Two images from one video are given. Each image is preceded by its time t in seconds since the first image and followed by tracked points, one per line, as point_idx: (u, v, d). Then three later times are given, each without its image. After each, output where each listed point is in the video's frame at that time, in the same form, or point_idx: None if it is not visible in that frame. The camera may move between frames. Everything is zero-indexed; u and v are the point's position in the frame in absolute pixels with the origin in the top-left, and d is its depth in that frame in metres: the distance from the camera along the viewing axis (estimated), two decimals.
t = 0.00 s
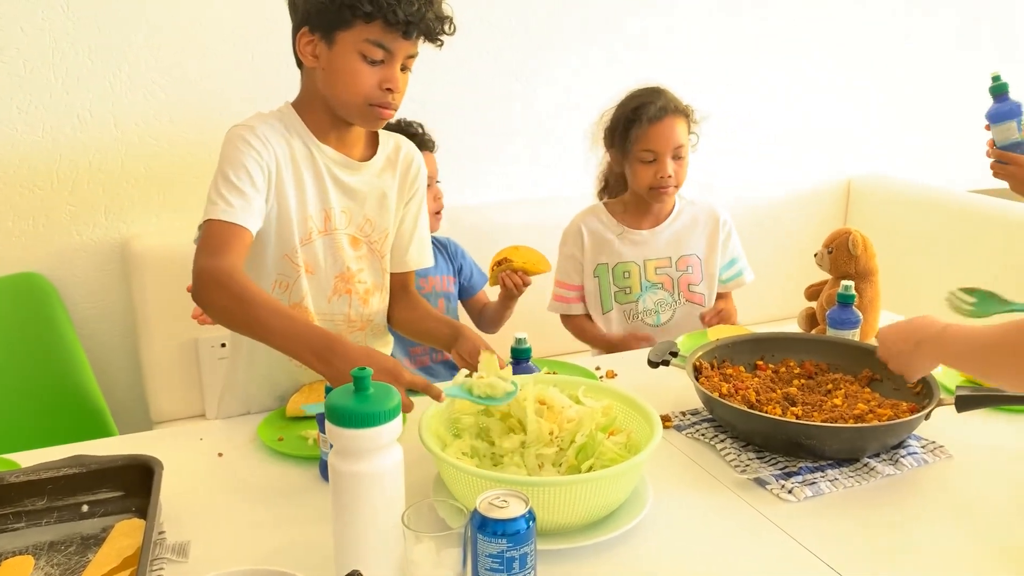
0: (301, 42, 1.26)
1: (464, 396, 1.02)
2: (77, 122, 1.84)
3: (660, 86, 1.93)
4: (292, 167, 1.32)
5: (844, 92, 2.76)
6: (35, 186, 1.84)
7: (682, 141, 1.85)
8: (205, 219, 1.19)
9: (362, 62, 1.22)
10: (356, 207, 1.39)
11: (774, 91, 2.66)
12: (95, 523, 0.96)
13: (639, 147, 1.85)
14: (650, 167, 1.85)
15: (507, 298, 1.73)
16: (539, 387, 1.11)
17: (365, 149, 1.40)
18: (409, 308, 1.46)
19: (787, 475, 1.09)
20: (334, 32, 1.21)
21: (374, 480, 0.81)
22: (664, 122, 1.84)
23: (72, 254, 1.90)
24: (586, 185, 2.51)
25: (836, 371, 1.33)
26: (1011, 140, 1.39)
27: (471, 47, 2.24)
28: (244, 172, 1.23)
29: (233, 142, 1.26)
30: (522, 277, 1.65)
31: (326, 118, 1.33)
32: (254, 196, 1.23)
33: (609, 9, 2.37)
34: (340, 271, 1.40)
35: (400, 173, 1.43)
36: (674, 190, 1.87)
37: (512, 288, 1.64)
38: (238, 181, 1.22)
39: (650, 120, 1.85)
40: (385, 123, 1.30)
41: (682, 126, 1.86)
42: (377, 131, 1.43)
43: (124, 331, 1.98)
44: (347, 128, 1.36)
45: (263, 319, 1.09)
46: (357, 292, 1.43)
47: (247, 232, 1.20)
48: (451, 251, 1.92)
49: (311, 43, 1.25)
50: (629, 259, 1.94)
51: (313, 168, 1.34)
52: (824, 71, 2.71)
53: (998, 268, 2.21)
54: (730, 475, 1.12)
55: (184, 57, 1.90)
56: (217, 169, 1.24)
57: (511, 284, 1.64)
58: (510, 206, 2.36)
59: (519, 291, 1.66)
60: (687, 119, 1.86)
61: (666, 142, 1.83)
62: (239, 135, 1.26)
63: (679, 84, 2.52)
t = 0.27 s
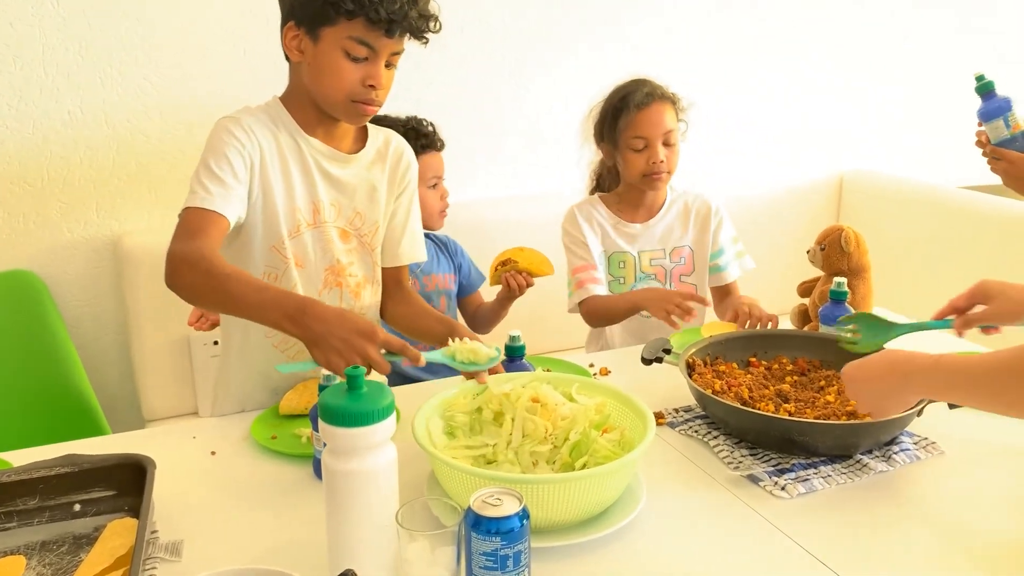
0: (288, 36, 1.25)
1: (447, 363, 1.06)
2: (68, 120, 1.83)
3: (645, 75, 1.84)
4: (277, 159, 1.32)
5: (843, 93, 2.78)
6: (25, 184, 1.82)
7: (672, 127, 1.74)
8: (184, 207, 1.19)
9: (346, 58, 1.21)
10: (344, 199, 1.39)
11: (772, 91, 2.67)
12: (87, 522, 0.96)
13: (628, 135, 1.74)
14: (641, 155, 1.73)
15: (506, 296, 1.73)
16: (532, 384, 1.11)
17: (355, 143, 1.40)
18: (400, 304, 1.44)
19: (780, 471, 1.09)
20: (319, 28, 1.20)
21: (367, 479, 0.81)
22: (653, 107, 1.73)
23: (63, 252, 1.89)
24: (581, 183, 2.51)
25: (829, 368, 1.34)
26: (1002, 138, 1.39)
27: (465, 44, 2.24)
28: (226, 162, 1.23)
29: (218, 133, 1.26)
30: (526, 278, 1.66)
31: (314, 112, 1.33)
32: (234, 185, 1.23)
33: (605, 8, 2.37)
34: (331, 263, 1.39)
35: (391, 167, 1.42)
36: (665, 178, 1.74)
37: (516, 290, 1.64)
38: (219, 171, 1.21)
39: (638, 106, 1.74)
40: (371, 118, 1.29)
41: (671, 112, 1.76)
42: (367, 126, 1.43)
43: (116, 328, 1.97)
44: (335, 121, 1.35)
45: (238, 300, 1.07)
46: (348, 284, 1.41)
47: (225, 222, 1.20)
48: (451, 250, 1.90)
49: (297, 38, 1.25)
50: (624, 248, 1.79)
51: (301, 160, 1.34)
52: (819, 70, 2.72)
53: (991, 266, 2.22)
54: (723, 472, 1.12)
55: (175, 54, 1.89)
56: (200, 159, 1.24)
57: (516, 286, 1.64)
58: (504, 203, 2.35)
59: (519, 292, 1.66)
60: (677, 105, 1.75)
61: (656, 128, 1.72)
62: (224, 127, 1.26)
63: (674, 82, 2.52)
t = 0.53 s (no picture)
0: (276, 27, 1.25)
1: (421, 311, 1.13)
2: (61, 113, 1.82)
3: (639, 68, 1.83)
4: (262, 141, 1.31)
5: (842, 94, 2.80)
6: (17, 178, 1.81)
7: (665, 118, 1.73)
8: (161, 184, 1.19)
9: (325, 62, 1.20)
10: (333, 187, 1.38)
11: (771, 92, 2.69)
12: (79, 517, 0.96)
13: (623, 127, 1.73)
14: (635, 147, 1.72)
15: (501, 290, 1.73)
16: (526, 379, 1.11)
17: (346, 131, 1.39)
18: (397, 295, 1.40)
19: (773, 466, 1.09)
20: (302, 28, 1.20)
21: (360, 473, 0.80)
22: (646, 99, 1.72)
23: (54, 246, 1.88)
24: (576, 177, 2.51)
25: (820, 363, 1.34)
26: (996, 132, 1.39)
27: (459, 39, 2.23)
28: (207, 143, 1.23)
29: (202, 117, 1.27)
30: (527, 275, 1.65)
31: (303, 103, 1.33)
32: (215, 165, 1.23)
33: (603, 6, 2.38)
34: (322, 249, 1.38)
35: (381, 157, 1.41)
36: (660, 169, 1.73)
37: (517, 286, 1.63)
38: (198, 151, 1.22)
39: (631, 98, 1.73)
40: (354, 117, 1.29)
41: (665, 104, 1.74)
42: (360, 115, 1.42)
43: (108, 322, 1.96)
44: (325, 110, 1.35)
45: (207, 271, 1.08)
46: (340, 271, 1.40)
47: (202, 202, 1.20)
48: (448, 246, 1.89)
49: (284, 30, 1.24)
50: (623, 240, 1.78)
51: (289, 144, 1.33)
52: (816, 68, 2.73)
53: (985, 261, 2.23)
54: (716, 466, 1.13)
55: (168, 47, 1.87)
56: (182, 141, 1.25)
57: (517, 282, 1.64)
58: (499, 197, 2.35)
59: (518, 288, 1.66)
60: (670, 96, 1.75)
61: (649, 120, 1.71)
62: (211, 111, 1.27)
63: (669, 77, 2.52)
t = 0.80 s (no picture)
0: (283, 16, 1.25)
1: (352, 294, 1.07)
2: (61, 101, 1.81)
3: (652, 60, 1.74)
4: (258, 127, 1.31)
5: (842, 94, 2.79)
6: (15, 166, 1.80)
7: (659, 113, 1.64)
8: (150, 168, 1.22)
9: (324, 55, 1.20)
10: (338, 171, 1.37)
11: (771, 93, 2.68)
12: (81, 505, 0.96)
13: (615, 120, 1.68)
14: (625, 142, 1.67)
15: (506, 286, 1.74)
16: (529, 369, 1.11)
17: (353, 116, 1.38)
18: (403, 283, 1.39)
19: (774, 458, 1.09)
20: (302, 19, 1.19)
21: (362, 462, 0.80)
22: (638, 94, 1.65)
23: (54, 234, 1.87)
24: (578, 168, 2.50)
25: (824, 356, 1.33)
26: (1005, 122, 1.39)
27: (461, 28, 2.22)
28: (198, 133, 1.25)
29: (199, 103, 1.29)
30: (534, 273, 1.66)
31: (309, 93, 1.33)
32: (200, 154, 1.25)
33: None
34: (325, 231, 1.38)
35: (389, 144, 1.39)
36: (650, 166, 1.67)
37: (524, 284, 1.64)
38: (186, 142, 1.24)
39: (622, 93, 1.67)
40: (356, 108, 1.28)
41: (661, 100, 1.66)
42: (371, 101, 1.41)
43: (108, 311, 1.96)
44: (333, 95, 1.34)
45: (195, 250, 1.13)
46: (342, 254, 1.39)
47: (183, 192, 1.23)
48: (452, 237, 1.87)
49: (290, 19, 1.24)
50: (625, 232, 1.76)
51: (293, 126, 1.34)
52: (818, 62, 2.72)
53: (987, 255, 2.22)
54: (718, 457, 1.13)
55: (168, 34, 1.86)
56: (177, 127, 1.26)
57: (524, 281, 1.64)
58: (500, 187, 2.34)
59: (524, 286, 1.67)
60: (669, 92, 1.67)
61: (639, 116, 1.64)
62: (212, 96, 1.29)
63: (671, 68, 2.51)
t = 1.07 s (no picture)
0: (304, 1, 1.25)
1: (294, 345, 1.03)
2: (73, 83, 1.80)
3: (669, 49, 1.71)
4: (269, 110, 1.31)
5: (841, 95, 2.75)
6: (26, 148, 1.80)
7: (672, 105, 1.62)
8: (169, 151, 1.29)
9: (336, 38, 1.19)
10: (355, 156, 1.35)
11: (771, 92, 2.65)
12: (93, 487, 0.95)
13: (627, 109, 1.65)
14: (635, 131, 1.64)
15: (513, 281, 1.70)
16: (543, 357, 1.10)
17: (375, 100, 1.36)
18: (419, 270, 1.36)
19: (789, 449, 1.08)
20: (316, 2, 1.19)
21: (376, 449, 0.80)
22: (652, 84, 1.62)
23: (65, 217, 1.87)
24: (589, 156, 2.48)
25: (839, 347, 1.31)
26: None
27: (473, 13, 2.20)
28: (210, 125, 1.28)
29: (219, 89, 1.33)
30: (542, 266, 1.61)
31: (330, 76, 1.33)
32: (199, 136, 1.27)
33: None
34: (339, 215, 1.38)
35: (411, 129, 1.37)
36: (660, 158, 1.64)
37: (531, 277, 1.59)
38: (196, 134, 1.28)
39: (634, 82, 1.65)
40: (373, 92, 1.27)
41: (674, 92, 1.63)
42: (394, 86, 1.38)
43: (119, 295, 1.96)
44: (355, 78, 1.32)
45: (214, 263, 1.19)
46: (356, 239, 1.39)
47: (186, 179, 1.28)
48: (468, 226, 1.85)
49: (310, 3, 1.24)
50: (638, 220, 1.75)
51: (309, 110, 1.33)
52: (833, 51, 2.68)
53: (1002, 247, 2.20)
54: (732, 448, 1.12)
55: (178, 17, 1.85)
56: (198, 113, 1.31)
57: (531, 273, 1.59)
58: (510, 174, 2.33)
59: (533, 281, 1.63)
60: (681, 85, 1.64)
61: (652, 107, 1.61)
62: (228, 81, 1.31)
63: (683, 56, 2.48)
